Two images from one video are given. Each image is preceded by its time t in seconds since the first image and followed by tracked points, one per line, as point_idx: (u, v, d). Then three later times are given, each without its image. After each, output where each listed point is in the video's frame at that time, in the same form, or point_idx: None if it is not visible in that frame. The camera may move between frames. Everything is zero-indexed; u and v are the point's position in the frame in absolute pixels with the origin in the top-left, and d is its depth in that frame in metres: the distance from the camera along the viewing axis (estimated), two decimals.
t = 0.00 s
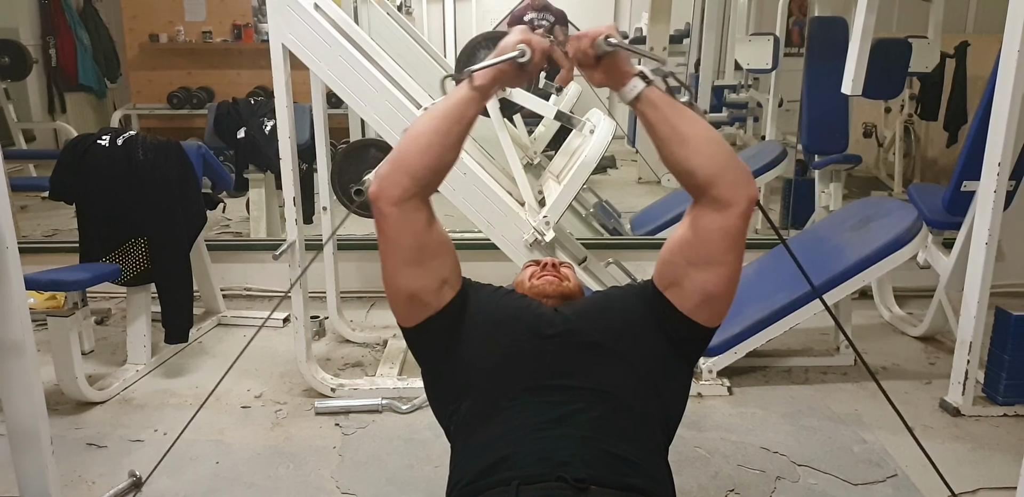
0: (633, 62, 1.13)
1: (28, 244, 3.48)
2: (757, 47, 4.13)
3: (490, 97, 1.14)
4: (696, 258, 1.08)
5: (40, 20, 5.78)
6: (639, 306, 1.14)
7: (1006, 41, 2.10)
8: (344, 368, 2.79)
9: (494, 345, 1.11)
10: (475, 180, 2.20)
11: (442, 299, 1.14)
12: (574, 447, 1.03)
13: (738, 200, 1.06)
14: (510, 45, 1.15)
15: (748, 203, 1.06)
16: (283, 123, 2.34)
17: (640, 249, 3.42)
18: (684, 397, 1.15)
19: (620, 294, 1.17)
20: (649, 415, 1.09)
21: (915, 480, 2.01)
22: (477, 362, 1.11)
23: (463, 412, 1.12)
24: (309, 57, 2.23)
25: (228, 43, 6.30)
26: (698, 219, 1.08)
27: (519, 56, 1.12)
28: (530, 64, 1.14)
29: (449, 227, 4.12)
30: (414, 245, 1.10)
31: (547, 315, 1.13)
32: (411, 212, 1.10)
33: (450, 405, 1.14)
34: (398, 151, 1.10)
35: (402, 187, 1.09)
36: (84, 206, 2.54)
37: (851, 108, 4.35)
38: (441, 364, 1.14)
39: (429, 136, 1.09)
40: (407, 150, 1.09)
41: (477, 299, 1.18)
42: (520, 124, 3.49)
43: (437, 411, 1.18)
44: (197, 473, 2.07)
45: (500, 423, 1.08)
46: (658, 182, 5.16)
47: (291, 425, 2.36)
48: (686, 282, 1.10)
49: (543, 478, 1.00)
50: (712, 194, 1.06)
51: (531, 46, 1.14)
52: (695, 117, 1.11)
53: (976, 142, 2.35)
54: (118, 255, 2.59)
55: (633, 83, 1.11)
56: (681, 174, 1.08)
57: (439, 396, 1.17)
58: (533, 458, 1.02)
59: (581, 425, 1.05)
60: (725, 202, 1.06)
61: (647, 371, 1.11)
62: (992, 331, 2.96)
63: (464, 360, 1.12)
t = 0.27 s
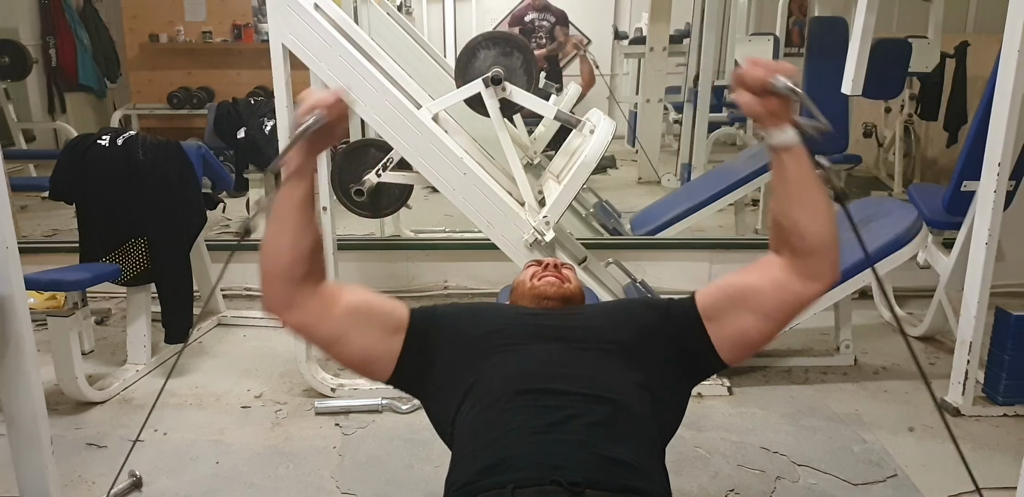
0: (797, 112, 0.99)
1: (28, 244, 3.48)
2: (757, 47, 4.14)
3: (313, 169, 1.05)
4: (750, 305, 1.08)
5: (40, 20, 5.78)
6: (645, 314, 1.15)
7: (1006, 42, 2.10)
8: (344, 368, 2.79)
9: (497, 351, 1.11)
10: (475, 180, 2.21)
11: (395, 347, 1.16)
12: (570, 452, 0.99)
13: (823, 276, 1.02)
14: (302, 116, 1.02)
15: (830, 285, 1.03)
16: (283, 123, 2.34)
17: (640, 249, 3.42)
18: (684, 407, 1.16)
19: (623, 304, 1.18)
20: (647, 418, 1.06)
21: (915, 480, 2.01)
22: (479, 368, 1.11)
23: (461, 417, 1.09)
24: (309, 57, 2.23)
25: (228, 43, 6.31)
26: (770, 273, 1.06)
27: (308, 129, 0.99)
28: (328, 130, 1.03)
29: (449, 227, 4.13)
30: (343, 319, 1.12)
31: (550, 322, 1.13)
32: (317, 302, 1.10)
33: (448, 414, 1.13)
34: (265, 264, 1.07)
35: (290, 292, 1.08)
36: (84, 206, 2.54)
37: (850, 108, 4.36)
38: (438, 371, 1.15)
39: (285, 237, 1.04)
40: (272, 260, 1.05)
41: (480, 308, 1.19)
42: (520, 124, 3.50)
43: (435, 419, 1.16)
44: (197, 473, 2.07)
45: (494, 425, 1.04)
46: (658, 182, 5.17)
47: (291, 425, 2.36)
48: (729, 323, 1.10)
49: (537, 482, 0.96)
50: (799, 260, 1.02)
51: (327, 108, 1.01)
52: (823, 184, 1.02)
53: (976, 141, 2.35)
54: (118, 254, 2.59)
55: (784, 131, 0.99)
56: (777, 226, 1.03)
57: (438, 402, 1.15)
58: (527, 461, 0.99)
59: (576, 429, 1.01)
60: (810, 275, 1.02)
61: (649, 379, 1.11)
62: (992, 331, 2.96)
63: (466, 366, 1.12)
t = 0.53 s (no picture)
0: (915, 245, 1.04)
1: (28, 244, 3.48)
2: (757, 46, 4.13)
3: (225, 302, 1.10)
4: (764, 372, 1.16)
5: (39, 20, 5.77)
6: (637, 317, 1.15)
7: (1006, 41, 2.10)
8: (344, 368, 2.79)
9: (488, 354, 1.11)
10: (475, 180, 2.21)
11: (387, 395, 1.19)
12: (556, 454, 0.99)
13: (834, 383, 1.13)
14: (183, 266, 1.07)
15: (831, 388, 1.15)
16: (283, 123, 2.34)
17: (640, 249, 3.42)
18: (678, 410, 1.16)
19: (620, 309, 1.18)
20: (636, 417, 1.06)
21: (915, 480, 2.01)
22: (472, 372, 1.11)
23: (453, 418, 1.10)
24: (309, 57, 2.23)
25: (228, 42, 6.31)
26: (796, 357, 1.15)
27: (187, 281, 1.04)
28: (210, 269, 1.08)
29: (449, 227, 4.12)
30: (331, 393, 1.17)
31: (543, 325, 1.13)
32: (300, 394, 1.15)
33: (443, 416, 1.13)
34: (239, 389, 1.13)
35: (274, 397, 1.14)
36: (84, 205, 2.54)
37: (851, 107, 4.35)
38: (432, 375, 1.15)
39: (237, 361, 1.09)
40: (242, 388, 1.12)
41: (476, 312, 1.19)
42: (520, 124, 3.49)
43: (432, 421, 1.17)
44: (197, 473, 2.07)
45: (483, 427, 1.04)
46: (658, 182, 5.17)
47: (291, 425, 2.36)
48: (735, 381, 1.17)
49: (525, 484, 0.96)
50: (828, 362, 1.12)
51: (199, 252, 1.06)
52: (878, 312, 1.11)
53: (976, 141, 2.35)
54: (118, 255, 2.58)
55: (888, 259, 1.05)
56: (826, 323, 1.11)
57: (435, 405, 1.16)
58: (515, 462, 0.99)
59: (565, 429, 1.01)
60: (828, 377, 1.13)
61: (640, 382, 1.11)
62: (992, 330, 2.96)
63: (460, 369, 1.12)
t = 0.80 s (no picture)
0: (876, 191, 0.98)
1: (28, 244, 3.48)
2: (757, 47, 4.14)
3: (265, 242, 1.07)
4: (770, 342, 1.12)
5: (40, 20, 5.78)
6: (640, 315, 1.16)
7: (1006, 42, 2.10)
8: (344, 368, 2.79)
9: (493, 352, 1.11)
10: (475, 180, 2.21)
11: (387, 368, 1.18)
12: (565, 448, 0.98)
13: (844, 340, 1.06)
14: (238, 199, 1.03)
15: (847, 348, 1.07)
16: (283, 123, 2.34)
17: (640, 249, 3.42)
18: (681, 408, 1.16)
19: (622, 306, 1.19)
20: (642, 414, 1.06)
21: (915, 481, 2.01)
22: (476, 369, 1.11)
23: (458, 416, 1.09)
24: (309, 57, 2.22)
25: (228, 43, 6.31)
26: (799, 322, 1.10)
27: (243, 216, 1.00)
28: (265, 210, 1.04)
29: (449, 227, 4.12)
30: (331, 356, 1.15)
31: (547, 323, 1.14)
32: (301, 352, 1.14)
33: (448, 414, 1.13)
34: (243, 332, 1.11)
35: (272, 349, 1.12)
36: (84, 205, 2.54)
37: (851, 108, 4.36)
38: (438, 374, 1.15)
39: (252, 305, 1.08)
40: (247, 330, 1.10)
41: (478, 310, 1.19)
42: (520, 124, 3.49)
43: (435, 417, 1.18)
44: (197, 473, 2.07)
45: (490, 423, 1.03)
46: (658, 182, 5.17)
47: (291, 425, 2.36)
48: (740, 354, 1.14)
49: (535, 479, 0.95)
50: (829, 320, 1.06)
51: (257, 187, 1.02)
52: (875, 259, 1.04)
53: (976, 142, 2.35)
54: (118, 254, 2.58)
55: (856, 208, 0.98)
56: (817, 284, 1.05)
57: (439, 402, 1.16)
58: (524, 456, 0.97)
59: (572, 424, 1.00)
60: (835, 336, 1.06)
61: (643, 379, 1.11)
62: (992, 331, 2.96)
63: (464, 366, 1.12)
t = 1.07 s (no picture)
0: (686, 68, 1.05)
1: (28, 244, 3.47)
2: (757, 47, 4.14)
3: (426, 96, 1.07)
4: (713, 263, 1.08)
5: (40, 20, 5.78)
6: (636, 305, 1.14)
7: (1006, 42, 2.10)
8: (344, 368, 2.79)
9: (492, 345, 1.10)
10: (475, 180, 2.21)
11: (423, 295, 1.14)
12: (567, 446, 0.99)
13: (767, 214, 1.05)
14: (435, 44, 1.06)
15: (779, 216, 1.05)
16: (283, 123, 2.34)
17: (640, 249, 3.43)
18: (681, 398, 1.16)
19: (618, 294, 1.18)
20: (643, 413, 1.07)
21: (915, 480, 2.01)
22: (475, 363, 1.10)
23: (458, 411, 1.09)
24: (309, 57, 2.23)
25: (228, 43, 6.31)
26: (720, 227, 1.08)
27: (444, 54, 1.04)
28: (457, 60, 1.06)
29: (449, 227, 4.12)
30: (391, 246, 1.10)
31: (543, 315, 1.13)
32: (372, 221, 1.08)
33: (447, 405, 1.13)
34: (346, 161, 1.06)
35: (359, 196, 1.07)
36: (84, 206, 2.54)
37: (851, 108, 4.36)
38: (440, 366, 1.14)
39: (377, 142, 1.04)
40: (353, 162, 1.05)
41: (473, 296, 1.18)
42: (520, 124, 3.49)
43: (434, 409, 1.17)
44: (197, 473, 2.07)
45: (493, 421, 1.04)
46: (658, 182, 5.17)
47: (292, 425, 2.36)
48: (701, 285, 1.10)
49: (538, 477, 0.97)
50: (739, 205, 1.05)
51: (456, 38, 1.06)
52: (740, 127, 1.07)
53: (976, 141, 2.35)
54: (118, 254, 2.59)
55: (682, 89, 1.04)
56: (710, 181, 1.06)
57: (436, 394, 1.16)
58: (528, 455, 0.99)
59: (575, 422, 1.02)
60: (753, 214, 1.05)
61: (642, 370, 1.11)
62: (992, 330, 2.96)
63: (462, 359, 1.12)
